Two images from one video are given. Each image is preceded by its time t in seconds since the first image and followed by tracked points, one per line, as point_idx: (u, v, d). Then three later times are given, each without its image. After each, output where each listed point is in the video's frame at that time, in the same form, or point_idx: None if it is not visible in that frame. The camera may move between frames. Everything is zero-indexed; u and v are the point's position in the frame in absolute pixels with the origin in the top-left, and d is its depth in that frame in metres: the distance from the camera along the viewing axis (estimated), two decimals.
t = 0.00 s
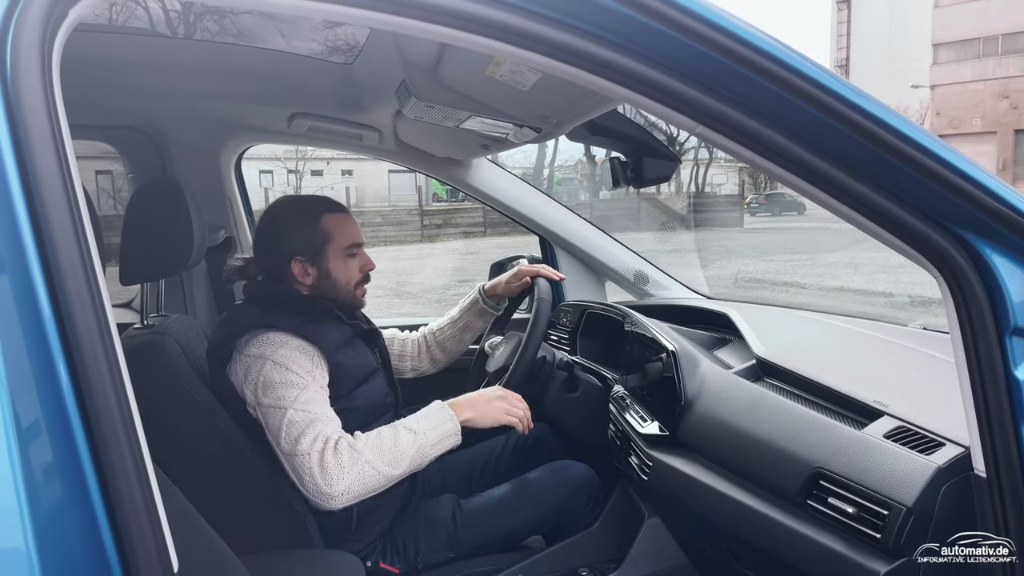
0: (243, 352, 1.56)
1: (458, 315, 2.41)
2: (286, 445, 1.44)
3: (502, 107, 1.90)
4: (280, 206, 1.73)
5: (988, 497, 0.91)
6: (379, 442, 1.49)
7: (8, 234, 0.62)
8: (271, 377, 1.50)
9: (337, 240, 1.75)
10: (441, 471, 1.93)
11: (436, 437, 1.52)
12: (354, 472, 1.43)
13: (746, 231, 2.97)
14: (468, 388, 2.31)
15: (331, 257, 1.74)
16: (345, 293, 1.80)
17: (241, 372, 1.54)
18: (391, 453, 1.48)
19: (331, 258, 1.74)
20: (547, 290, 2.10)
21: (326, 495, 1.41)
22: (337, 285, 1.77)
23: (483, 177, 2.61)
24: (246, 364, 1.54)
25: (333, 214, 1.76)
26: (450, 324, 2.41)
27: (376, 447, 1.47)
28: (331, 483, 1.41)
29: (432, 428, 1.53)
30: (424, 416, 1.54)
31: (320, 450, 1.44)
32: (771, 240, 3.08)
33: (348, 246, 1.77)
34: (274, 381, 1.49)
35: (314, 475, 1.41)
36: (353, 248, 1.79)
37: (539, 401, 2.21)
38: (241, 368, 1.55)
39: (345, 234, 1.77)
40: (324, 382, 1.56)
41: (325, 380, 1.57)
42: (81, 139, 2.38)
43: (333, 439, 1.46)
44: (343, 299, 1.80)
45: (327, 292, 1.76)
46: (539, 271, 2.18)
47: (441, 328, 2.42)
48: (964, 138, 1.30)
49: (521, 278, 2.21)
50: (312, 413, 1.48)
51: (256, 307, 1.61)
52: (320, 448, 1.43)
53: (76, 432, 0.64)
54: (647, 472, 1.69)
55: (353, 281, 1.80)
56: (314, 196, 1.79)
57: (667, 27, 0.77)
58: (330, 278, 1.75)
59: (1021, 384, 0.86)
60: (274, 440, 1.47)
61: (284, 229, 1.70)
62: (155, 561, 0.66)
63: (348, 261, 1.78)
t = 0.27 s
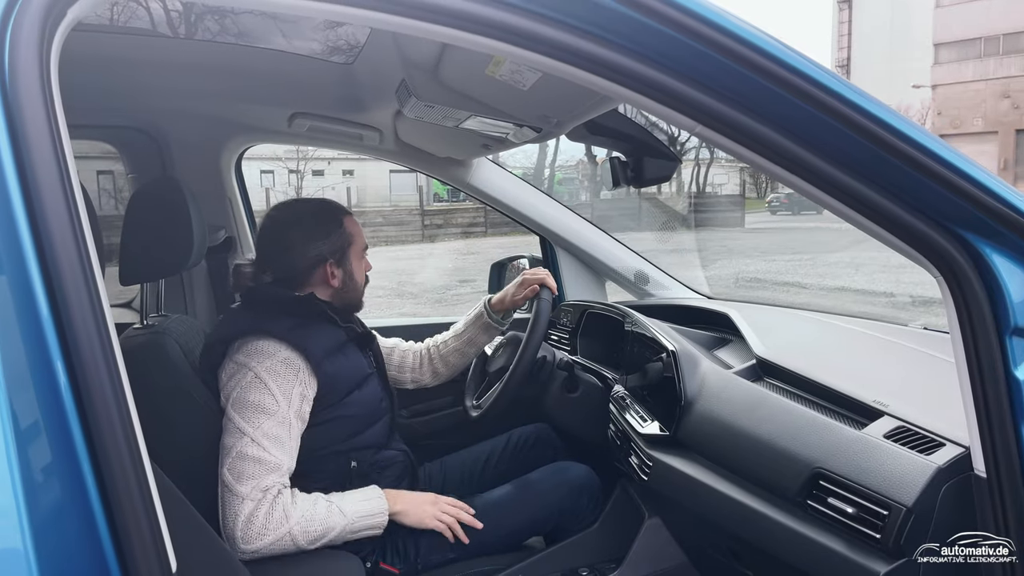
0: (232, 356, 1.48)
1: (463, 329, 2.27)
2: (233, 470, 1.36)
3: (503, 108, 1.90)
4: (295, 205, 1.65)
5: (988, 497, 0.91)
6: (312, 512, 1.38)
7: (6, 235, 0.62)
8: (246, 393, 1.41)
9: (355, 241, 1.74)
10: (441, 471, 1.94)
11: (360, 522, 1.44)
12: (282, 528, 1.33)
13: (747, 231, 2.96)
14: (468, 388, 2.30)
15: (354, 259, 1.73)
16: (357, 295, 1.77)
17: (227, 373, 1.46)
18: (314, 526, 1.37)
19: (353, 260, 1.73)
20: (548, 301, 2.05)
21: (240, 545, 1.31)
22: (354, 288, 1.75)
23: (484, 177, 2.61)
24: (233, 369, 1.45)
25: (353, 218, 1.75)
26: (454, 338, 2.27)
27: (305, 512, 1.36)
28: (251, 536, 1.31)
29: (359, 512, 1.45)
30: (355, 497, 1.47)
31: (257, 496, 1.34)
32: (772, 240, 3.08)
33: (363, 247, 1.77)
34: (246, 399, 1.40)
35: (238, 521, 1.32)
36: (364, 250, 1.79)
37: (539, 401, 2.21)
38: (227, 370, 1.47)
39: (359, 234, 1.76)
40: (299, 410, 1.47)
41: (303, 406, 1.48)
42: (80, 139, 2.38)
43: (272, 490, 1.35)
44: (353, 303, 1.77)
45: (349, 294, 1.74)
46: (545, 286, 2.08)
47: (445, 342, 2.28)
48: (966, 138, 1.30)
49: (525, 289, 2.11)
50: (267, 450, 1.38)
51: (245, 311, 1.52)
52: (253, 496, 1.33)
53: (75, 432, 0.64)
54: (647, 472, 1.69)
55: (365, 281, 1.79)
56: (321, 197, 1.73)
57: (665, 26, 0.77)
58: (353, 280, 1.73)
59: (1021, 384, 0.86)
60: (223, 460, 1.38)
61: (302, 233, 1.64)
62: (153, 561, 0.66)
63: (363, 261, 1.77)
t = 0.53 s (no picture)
0: (238, 359, 1.47)
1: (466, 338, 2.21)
2: (240, 476, 1.36)
3: (505, 108, 1.90)
4: (303, 207, 1.66)
5: (992, 499, 0.90)
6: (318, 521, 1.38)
7: (9, 235, 0.62)
8: (252, 398, 1.40)
9: (361, 243, 1.74)
10: (444, 472, 1.94)
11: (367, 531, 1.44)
12: (286, 537, 1.33)
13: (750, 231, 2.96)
14: (471, 390, 2.30)
15: (361, 261, 1.73)
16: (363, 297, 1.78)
17: (232, 376, 1.45)
18: (320, 534, 1.37)
19: (358, 262, 1.73)
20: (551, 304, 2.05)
21: (249, 553, 1.31)
22: (361, 290, 1.75)
23: (486, 177, 2.61)
24: (239, 373, 1.45)
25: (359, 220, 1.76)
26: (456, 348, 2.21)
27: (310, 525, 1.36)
28: (259, 544, 1.31)
29: (364, 524, 1.44)
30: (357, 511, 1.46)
31: (264, 504, 1.34)
32: (775, 240, 3.07)
33: (368, 249, 1.77)
34: (252, 405, 1.40)
35: (246, 530, 1.32)
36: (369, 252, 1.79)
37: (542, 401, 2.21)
38: (232, 374, 1.46)
39: (364, 236, 1.76)
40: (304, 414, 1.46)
41: (307, 410, 1.47)
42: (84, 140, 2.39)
43: (279, 500, 1.35)
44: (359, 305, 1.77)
45: (354, 296, 1.74)
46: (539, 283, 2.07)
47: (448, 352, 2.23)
48: (970, 137, 1.30)
49: (528, 290, 2.10)
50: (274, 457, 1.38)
51: (249, 314, 1.52)
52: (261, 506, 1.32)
53: (77, 432, 0.64)
54: (649, 473, 1.69)
55: (370, 282, 1.79)
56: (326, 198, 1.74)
57: (666, 26, 0.77)
58: (360, 282, 1.73)
59: None
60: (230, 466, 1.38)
61: (307, 234, 1.64)
62: (155, 561, 0.67)
63: (368, 262, 1.77)
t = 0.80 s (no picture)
0: (238, 359, 1.48)
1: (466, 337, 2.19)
2: (241, 476, 1.35)
3: (506, 108, 1.90)
4: (297, 207, 1.66)
5: (993, 499, 0.90)
6: (318, 523, 1.38)
7: (8, 235, 0.62)
8: (252, 398, 1.40)
9: (357, 244, 1.74)
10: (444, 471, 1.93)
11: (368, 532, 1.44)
12: (286, 538, 1.32)
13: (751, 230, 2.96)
14: (471, 391, 2.30)
15: (356, 260, 1.73)
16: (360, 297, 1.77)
17: (233, 376, 1.45)
18: (320, 535, 1.37)
19: (353, 262, 1.72)
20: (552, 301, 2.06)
21: (250, 553, 1.31)
22: (356, 291, 1.75)
23: (487, 176, 2.61)
24: (238, 373, 1.44)
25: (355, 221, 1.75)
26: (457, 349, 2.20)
27: (310, 529, 1.36)
28: (260, 544, 1.31)
29: (366, 525, 1.44)
30: (357, 513, 1.46)
31: (265, 504, 1.34)
32: (775, 240, 3.07)
33: (366, 250, 1.76)
34: (252, 405, 1.39)
35: (247, 530, 1.31)
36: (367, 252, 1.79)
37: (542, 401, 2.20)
38: (234, 372, 1.46)
39: (362, 237, 1.75)
40: (304, 415, 1.46)
41: (307, 410, 1.47)
42: (84, 140, 2.39)
43: (279, 501, 1.35)
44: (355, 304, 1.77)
45: (348, 296, 1.74)
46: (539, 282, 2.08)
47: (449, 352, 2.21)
48: (972, 137, 1.29)
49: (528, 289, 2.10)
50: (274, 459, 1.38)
51: (250, 313, 1.52)
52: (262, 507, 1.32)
53: (76, 431, 0.64)
54: (650, 472, 1.68)
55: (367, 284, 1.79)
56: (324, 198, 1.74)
57: (667, 25, 0.77)
58: (354, 282, 1.73)
59: None
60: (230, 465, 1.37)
61: (303, 232, 1.64)
62: (154, 561, 0.66)
63: (365, 263, 1.77)
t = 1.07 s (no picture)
0: (234, 362, 1.49)
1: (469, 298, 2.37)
2: (267, 469, 1.38)
3: (505, 109, 1.90)
4: (283, 208, 1.67)
5: (991, 498, 0.90)
6: (356, 479, 1.40)
7: (4, 237, 0.63)
8: (255, 398, 1.43)
9: (345, 241, 1.71)
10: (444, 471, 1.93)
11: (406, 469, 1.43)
12: (326, 512, 1.35)
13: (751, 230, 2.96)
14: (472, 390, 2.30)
15: (343, 258, 1.71)
16: (355, 295, 1.76)
17: (229, 381, 1.47)
18: (360, 492, 1.39)
19: (341, 260, 1.71)
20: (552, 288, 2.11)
21: (300, 537, 1.35)
22: (348, 289, 1.74)
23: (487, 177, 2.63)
24: (232, 381, 1.47)
25: (344, 217, 1.73)
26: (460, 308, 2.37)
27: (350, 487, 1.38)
28: (306, 526, 1.34)
29: (405, 463, 1.43)
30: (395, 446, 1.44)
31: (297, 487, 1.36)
32: (777, 239, 3.07)
33: (357, 247, 1.74)
34: (258, 403, 1.42)
35: (287, 512, 1.34)
36: (361, 249, 1.76)
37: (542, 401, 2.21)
38: (230, 377, 1.48)
39: (353, 235, 1.73)
40: (310, 404, 1.49)
41: (311, 402, 1.50)
42: (85, 140, 2.39)
43: (312, 476, 1.37)
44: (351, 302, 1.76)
45: (338, 294, 1.73)
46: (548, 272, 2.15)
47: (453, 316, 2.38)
48: (971, 137, 1.29)
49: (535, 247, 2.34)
50: (295, 442, 1.40)
51: (250, 315, 1.55)
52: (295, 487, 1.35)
53: (73, 432, 0.64)
54: (649, 473, 1.68)
55: (361, 281, 1.77)
56: (316, 197, 1.74)
57: (664, 27, 0.77)
58: (342, 280, 1.71)
59: None
60: (253, 464, 1.40)
61: (289, 231, 1.64)
62: (151, 562, 0.67)
63: (358, 261, 1.75)
